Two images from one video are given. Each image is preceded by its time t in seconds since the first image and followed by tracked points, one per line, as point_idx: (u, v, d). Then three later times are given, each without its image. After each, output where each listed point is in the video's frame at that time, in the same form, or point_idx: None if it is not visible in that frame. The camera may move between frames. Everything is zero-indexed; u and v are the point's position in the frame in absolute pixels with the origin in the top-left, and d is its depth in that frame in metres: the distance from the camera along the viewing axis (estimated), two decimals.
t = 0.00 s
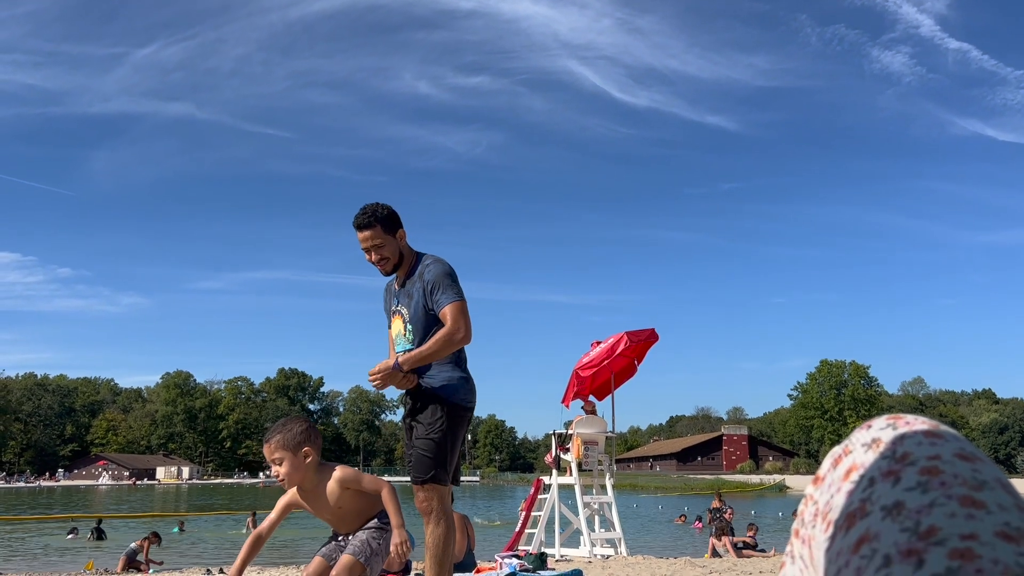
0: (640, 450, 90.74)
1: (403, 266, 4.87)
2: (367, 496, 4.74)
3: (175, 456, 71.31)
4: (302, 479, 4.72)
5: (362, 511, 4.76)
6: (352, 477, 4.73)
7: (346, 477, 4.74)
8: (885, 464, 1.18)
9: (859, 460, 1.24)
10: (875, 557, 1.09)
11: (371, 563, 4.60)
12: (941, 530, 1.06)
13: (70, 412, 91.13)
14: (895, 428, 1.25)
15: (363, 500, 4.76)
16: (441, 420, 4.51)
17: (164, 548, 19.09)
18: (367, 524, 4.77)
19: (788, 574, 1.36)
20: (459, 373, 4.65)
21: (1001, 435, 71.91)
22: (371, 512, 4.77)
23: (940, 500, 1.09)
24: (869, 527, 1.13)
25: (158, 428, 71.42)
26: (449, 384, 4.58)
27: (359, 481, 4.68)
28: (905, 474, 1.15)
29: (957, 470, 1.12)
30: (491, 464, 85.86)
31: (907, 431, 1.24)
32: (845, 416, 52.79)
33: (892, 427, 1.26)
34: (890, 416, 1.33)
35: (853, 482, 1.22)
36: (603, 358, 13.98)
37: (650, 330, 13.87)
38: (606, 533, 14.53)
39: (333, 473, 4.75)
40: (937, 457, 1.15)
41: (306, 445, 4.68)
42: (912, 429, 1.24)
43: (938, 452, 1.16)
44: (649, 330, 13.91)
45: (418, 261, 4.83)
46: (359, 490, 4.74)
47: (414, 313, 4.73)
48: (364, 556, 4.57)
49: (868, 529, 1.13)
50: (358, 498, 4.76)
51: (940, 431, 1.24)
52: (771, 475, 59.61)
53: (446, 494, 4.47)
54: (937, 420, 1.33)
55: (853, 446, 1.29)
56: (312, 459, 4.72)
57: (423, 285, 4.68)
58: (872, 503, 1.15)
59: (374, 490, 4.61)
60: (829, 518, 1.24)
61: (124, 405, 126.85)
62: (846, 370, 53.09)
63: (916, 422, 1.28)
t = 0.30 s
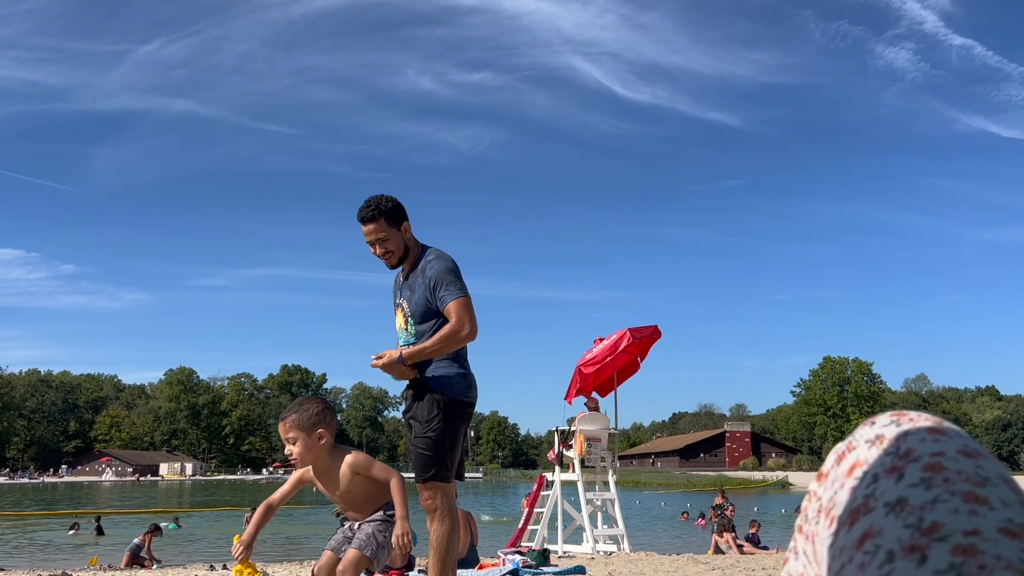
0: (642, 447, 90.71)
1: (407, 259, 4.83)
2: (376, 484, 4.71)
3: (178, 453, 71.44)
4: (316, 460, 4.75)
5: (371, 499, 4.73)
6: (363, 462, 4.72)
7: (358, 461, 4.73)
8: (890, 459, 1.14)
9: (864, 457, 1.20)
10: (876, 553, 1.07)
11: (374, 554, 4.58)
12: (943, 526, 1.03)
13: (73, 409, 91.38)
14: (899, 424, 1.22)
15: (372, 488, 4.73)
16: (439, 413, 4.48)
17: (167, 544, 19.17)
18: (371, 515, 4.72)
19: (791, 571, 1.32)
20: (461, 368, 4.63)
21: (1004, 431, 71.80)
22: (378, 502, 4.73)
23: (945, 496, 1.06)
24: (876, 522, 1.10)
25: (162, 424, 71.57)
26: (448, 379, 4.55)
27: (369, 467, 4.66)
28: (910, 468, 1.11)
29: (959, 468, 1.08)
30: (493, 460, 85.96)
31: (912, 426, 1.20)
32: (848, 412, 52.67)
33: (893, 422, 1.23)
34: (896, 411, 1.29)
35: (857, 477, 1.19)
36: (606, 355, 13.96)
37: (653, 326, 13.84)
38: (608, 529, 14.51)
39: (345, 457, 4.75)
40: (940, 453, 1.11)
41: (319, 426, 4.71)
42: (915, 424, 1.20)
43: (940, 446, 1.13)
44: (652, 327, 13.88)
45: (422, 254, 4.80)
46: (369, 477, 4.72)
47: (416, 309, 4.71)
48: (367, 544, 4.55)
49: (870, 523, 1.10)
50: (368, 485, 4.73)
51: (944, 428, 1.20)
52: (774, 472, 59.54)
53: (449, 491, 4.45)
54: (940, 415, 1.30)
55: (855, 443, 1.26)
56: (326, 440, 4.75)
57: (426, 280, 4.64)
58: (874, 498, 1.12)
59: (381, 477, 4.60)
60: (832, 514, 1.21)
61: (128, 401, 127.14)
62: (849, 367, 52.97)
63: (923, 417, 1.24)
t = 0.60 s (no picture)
0: (645, 445, 90.77)
1: (409, 256, 4.82)
2: (381, 483, 4.71)
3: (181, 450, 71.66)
4: (324, 456, 4.76)
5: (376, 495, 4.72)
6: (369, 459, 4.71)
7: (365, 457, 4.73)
8: (904, 455, 1.13)
9: (877, 455, 1.19)
10: (888, 548, 1.06)
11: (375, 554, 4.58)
12: (957, 523, 1.02)
13: (77, 405, 91.67)
14: (913, 424, 1.20)
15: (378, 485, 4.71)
16: (440, 411, 4.46)
17: (169, 540, 19.22)
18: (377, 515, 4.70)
19: (802, 567, 1.31)
20: (463, 365, 4.62)
21: (1007, 430, 71.71)
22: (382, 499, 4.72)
23: (961, 493, 1.04)
24: (887, 519, 1.09)
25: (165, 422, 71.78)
26: (449, 377, 4.54)
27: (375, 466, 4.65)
28: (923, 465, 1.10)
29: (974, 465, 1.07)
30: (496, 458, 86.12)
31: (926, 425, 1.19)
32: (851, 411, 52.61)
33: (909, 422, 1.21)
34: (915, 411, 1.27)
35: (868, 472, 1.18)
36: (608, 353, 13.95)
37: (656, 324, 13.82)
38: (610, 527, 14.48)
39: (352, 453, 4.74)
40: (955, 451, 1.10)
41: (327, 422, 4.71)
42: (932, 423, 1.19)
43: (959, 444, 1.11)
44: (655, 324, 13.86)
45: (424, 250, 4.78)
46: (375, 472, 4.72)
47: (418, 305, 4.70)
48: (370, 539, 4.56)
49: (882, 518, 1.09)
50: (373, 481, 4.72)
51: (958, 426, 1.19)
52: (776, 470, 59.52)
53: (451, 488, 4.45)
54: (954, 414, 1.28)
55: (871, 439, 1.24)
56: (333, 436, 4.74)
57: (425, 276, 4.63)
58: (889, 494, 1.11)
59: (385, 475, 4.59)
60: (846, 511, 1.20)
61: (131, 399, 127.49)
62: (852, 365, 52.83)
63: (935, 414, 1.23)
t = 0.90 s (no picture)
0: (647, 444, 90.74)
1: (411, 253, 4.82)
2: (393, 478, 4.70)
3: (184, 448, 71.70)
4: (342, 446, 4.79)
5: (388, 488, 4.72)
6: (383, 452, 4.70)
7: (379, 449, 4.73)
8: (933, 454, 1.13)
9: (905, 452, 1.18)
10: (912, 543, 1.06)
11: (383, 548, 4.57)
12: (987, 522, 1.02)
13: (81, 404, 91.79)
14: (944, 423, 1.19)
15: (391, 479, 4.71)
16: (441, 409, 4.46)
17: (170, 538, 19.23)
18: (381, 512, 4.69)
19: (825, 565, 1.30)
20: (466, 364, 4.61)
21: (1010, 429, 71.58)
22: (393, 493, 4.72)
23: (988, 492, 1.04)
24: (915, 515, 1.08)
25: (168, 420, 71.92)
26: (451, 374, 4.54)
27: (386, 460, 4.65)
28: (954, 463, 1.09)
29: (1003, 464, 1.07)
30: (498, 456, 86.20)
31: (953, 423, 1.19)
32: (853, 409, 52.54)
33: (939, 421, 1.21)
34: (942, 412, 1.26)
35: (894, 469, 1.18)
36: (611, 352, 13.93)
37: (658, 322, 13.81)
38: (613, 526, 14.47)
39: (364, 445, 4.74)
40: (983, 450, 1.10)
41: (339, 412, 4.72)
42: (957, 420, 1.19)
43: (988, 446, 1.10)
44: (658, 322, 13.85)
45: (425, 248, 4.78)
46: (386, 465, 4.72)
47: (419, 303, 4.69)
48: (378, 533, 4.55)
49: (910, 517, 1.09)
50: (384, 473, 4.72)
51: (988, 426, 1.18)
52: (779, 469, 59.51)
53: (453, 485, 4.46)
54: (976, 414, 1.28)
55: (898, 439, 1.24)
56: (346, 427, 4.76)
57: (426, 273, 4.62)
58: (913, 490, 1.11)
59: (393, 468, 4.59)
60: (873, 506, 1.19)
61: (134, 398, 127.69)
62: (855, 363, 52.75)
63: (958, 415, 1.23)
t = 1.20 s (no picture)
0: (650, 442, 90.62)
1: (417, 252, 4.82)
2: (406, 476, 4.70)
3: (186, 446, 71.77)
4: (359, 436, 4.80)
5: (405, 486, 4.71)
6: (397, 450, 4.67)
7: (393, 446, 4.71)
8: (935, 453, 1.11)
9: (905, 449, 1.17)
10: (917, 542, 1.05)
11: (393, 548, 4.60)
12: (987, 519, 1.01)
13: (83, 402, 91.98)
14: (944, 421, 1.19)
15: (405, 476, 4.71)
16: (444, 408, 4.46)
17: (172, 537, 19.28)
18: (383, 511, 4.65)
19: (826, 563, 1.30)
20: (470, 364, 4.60)
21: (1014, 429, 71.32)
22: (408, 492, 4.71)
23: (985, 489, 1.04)
24: (915, 509, 1.08)
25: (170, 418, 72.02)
26: (454, 373, 4.53)
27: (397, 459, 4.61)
28: (955, 462, 1.08)
29: (1007, 462, 1.06)
30: (500, 455, 86.22)
31: (958, 422, 1.17)
32: (856, 409, 52.35)
33: (942, 420, 1.20)
34: (944, 410, 1.26)
35: (895, 464, 1.17)
36: (612, 351, 13.91)
37: (660, 322, 13.79)
38: (615, 525, 14.46)
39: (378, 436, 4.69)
40: (989, 450, 1.08)
41: (356, 406, 4.71)
42: (962, 419, 1.17)
43: (990, 442, 1.09)
44: (660, 322, 13.83)
45: (431, 246, 4.78)
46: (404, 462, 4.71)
47: (424, 302, 4.69)
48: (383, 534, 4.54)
49: (912, 513, 1.08)
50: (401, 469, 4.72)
51: (988, 425, 1.18)
52: (781, 468, 59.40)
53: (455, 487, 4.45)
54: (983, 412, 1.26)
55: (901, 437, 1.23)
56: (363, 420, 4.74)
57: (431, 272, 4.62)
58: (917, 488, 1.09)
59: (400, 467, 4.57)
60: (872, 505, 1.18)
61: (136, 396, 127.85)
62: (858, 363, 52.61)
63: (961, 414, 1.22)
